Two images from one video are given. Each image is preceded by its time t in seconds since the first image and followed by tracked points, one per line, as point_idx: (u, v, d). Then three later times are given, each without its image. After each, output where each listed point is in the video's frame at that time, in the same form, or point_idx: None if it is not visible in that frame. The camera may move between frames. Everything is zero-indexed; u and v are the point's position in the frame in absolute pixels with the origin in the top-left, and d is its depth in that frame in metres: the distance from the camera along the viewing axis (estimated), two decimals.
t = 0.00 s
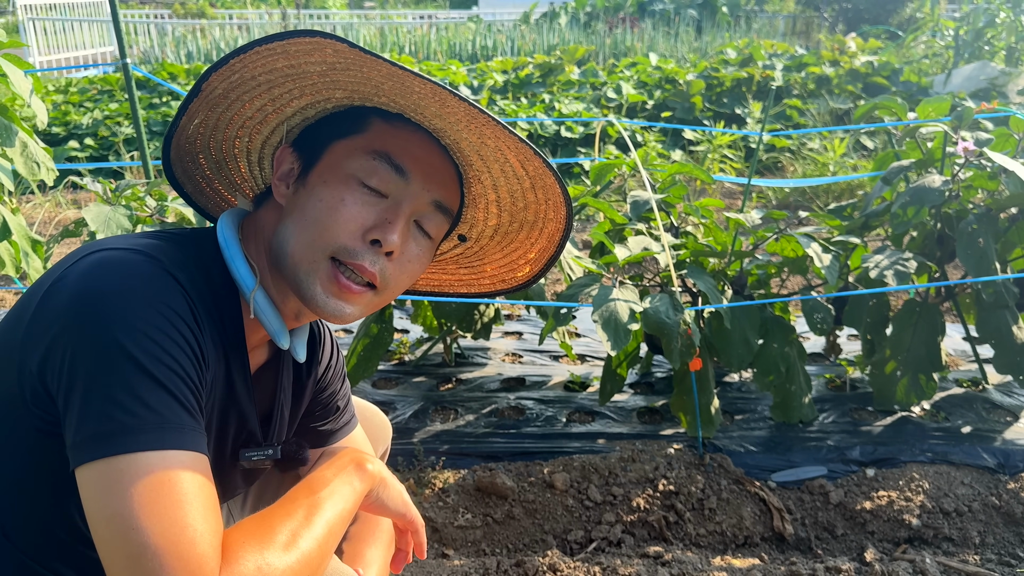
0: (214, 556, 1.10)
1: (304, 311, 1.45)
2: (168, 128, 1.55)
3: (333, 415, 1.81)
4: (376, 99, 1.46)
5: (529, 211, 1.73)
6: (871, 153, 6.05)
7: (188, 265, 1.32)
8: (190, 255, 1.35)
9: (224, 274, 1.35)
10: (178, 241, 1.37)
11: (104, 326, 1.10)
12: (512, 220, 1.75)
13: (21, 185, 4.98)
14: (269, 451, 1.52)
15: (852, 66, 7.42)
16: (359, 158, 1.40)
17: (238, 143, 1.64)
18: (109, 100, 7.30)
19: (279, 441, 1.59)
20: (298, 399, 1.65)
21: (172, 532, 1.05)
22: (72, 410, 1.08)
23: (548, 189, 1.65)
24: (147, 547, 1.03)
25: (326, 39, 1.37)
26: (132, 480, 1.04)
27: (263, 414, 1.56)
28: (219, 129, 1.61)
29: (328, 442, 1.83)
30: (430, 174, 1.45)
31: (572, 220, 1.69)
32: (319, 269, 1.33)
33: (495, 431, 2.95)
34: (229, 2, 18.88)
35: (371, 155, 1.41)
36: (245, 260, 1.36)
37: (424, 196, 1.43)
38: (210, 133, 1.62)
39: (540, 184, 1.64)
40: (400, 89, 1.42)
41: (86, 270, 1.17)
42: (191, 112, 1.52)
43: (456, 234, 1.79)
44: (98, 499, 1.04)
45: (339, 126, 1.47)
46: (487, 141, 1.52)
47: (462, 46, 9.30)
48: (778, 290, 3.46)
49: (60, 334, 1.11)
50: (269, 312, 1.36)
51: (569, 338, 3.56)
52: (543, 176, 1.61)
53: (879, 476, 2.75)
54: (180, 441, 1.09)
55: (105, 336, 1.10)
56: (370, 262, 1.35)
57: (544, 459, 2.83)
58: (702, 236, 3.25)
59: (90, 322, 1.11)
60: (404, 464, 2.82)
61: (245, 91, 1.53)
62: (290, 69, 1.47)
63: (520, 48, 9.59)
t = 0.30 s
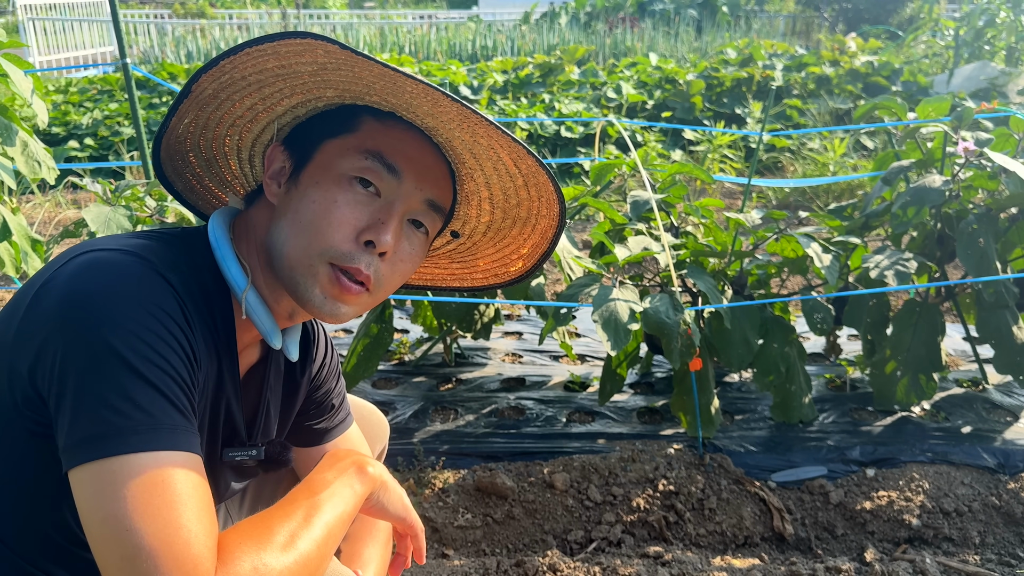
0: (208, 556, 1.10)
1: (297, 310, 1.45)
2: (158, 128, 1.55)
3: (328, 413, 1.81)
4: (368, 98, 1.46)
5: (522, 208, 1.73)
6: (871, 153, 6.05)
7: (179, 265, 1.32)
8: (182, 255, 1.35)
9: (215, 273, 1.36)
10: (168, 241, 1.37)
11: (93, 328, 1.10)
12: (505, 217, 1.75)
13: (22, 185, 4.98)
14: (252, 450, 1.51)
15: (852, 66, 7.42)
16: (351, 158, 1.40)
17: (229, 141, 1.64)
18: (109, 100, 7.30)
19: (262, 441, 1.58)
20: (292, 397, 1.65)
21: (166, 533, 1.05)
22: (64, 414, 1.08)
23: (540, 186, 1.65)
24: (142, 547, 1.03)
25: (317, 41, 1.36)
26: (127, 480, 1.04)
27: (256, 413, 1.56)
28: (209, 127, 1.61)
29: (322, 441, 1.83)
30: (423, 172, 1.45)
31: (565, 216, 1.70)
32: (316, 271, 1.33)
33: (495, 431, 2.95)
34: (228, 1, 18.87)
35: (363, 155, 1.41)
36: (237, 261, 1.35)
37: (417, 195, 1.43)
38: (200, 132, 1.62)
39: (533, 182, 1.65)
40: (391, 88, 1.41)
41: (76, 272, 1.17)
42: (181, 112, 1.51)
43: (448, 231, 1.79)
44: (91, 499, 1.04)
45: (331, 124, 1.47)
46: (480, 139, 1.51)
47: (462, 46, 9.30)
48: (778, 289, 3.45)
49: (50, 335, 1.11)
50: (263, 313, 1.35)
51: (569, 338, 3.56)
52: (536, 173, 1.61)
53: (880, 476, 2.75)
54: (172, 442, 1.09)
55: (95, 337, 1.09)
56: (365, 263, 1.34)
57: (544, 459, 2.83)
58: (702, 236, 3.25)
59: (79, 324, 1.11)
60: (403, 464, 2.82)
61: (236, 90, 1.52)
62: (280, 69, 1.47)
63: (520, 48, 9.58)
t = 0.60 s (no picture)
0: (211, 553, 1.10)
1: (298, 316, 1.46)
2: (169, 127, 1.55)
3: (330, 413, 1.82)
4: (378, 113, 1.44)
5: (527, 226, 1.73)
6: (871, 153, 6.05)
7: (184, 265, 1.32)
8: (186, 255, 1.35)
9: (217, 274, 1.35)
10: (172, 241, 1.37)
11: (99, 327, 1.10)
12: (510, 232, 1.75)
13: (22, 185, 4.98)
14: (268, 450, 1.53)
15: (852, 66, 7.41)
16: (357, 172, 1.39)
17: (238, 141, 1.64)
18: (109, 100, 7.30)
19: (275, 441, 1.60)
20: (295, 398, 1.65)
21: (170, 529, 1.05)
22: (68, 414, 1.08)
23: (546, 209, 1.65)
24: (148, 543, 1.03)
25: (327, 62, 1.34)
26: (133, 474, 1.05)
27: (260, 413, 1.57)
28: (219, 127, 1.61)
29: (323, 440, 1.83)
30: (430, 190, 1.44)
31: (569, 241, 1.70)
32: (314, 283, 1.35)
33: (495, 431, 2.95)
34: (229, 1, 18.87)
35: (370, 170, 1.39)
36: (242, 263, 1.35)
37: (421, 211, 1.42)
38: (210, 133, 1.62)
39: (539, 204, 1.65)
40: (402, 108, 1.39)
41: (80, 270, 1.18)
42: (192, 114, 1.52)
43: (454, 239, 1.80)
44: (97, 497, 1.05)
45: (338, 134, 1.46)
46: (488, 162, 1.50)
47: (462, 46, 9.30)
48: (778, 289, 3.45)
49: (55, 333, 1.11)
50: (265, 317, 1.36)
51: (569, 338, 3.56)
52: (542, 197, 1.61)
53: (879, 476, 2.75)
54: (177, 437, 1.09)
55: (102, 337, 1.10)
56: (363, 279, 1.35)
57: (544, 459, 2.83)
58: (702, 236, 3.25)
59: (85, 323, 1.11)
60: (403, 464, 2.82)
61: (247, 97, 1.52)
62: (291, 81, 1.45)
63: (520, 48, 9.58)
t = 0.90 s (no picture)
0: (210, 550, 1.11)
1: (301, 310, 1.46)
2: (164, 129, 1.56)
3: (327, 411, 1.81)
4: (374, 105, 1.42)
5: (526, 210, 1.73)
6: (871, 153, 6.06)
7: (189, 259, 1.32)
8: (190, 250, 1.34)
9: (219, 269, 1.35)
10: (177, 237, 1.36)
11: (103, 322, 1.10)
12: (509, 217, 1.75)
13: (22, 185, 4.98)
14: (264, 446, 1.53)
15: (852, 66, 7.41)
16: (356, 165, 1.39)
17: (234, 139, 1.64)
18: (109, 100, 7.30)
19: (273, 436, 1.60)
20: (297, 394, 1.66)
21: (169, 527, 1.06)
22: (73, 404, 1.08)
23: (545, 192, 1.65)
24: (147, 540, 1.04)
25: (320, 58, 1.33)
26: (135, 472, 1.05)
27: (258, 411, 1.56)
28: (215, 126, 1.61)
29: (322, 440, 1.83)
30: (429, 179, 1.43)
31: (569, 222, 1.70)
32: (319, 278, 1.35)
33: (495, 431, 2.95)
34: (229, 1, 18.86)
35: (369, 162, 1.39)
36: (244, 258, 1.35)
37: (422, 201, 1.42)
38: (207, 130, 1.62)
39: (537, 189, 1.65)
40: (397, 99, 1.38)
41: (86, 265, 1.18)
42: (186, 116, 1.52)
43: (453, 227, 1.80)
44: (97, 494, 1.05)
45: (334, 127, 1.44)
46: (485, 148, 1.49)
47: (462, 46, 9.30)
48: (778, 289, 3.45)
49: (61, 327, 1.12)
50: (269, 310, 1.36)
51: (569, 338, 3.56)
52: (540, 180, 1.61)
53: (880, 476, 2.75)
54: (180, 435, 1.10)
55: (108, 331, 1.10)
56: (368, 271, 1.36)
57: (544, 459, 2.83)
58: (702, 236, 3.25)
59: (90, 316, 1.11)
60: (404, 464, 2.82)
61: (241, 97, 1.51)
62: (285, 79, 1.45)
63: (520, 48, 9.58)
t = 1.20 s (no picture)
0: (202, 547, 1.15)
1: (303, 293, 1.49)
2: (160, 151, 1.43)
3: (326, 408, 1.82)
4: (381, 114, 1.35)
5: (508, 170, 1.75)
6: (870, 153, 6.06)
7: (183, 256, 1.35)
8: (182, 245, 1.37)
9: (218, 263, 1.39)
10: (171, 232, 1.39)
11: (96, 325, 1.15)
12: (489, 174, 1.76)
13: (22, 185, 4.98)
14: (273, 428, 1.56)
15: (852, 66, 7.41)
16: (362, 169, 1.36)
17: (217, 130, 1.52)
18: (109, 100, 7.30)
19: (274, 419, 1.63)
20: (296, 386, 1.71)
21: (158, 527, 1.11)
22: (66, 400, 1.14)
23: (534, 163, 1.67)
24: (137, 539, 1.09)
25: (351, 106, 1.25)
26: (124, 474, 1.10)
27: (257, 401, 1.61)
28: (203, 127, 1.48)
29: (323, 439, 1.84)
30: (433, 169, 1.42)
31: (553, 184, 1.76)
32: (337, 279, 1.40)
33: (495, 431, 2.95)
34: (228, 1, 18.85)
35: (376, 166, 1.36)
36: (240, 250, 1.39)
37: (428, 190, 1.42)
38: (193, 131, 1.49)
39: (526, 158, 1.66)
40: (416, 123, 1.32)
41: (78, 267, 1.21)
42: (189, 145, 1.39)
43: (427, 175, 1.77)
44: (90, 494, 1.11)
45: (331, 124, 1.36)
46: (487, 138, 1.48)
47: (462, 46, 9.29)
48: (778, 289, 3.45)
49: (56, 326, 1.17)
50: (270, 296, 1.41)
51: (569, 338, 3.56)
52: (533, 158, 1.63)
53: (880, 476, 2.75)
54: (167, 439, 1.14)
55: (100, 334, 1.14)
56: (384, 267, 1.41)
57: (544, 459, 2.83)
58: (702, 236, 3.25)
59: (83, 318, 1.15)
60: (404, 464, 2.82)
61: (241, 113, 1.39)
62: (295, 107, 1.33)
63: (520, 48, 9.58)
